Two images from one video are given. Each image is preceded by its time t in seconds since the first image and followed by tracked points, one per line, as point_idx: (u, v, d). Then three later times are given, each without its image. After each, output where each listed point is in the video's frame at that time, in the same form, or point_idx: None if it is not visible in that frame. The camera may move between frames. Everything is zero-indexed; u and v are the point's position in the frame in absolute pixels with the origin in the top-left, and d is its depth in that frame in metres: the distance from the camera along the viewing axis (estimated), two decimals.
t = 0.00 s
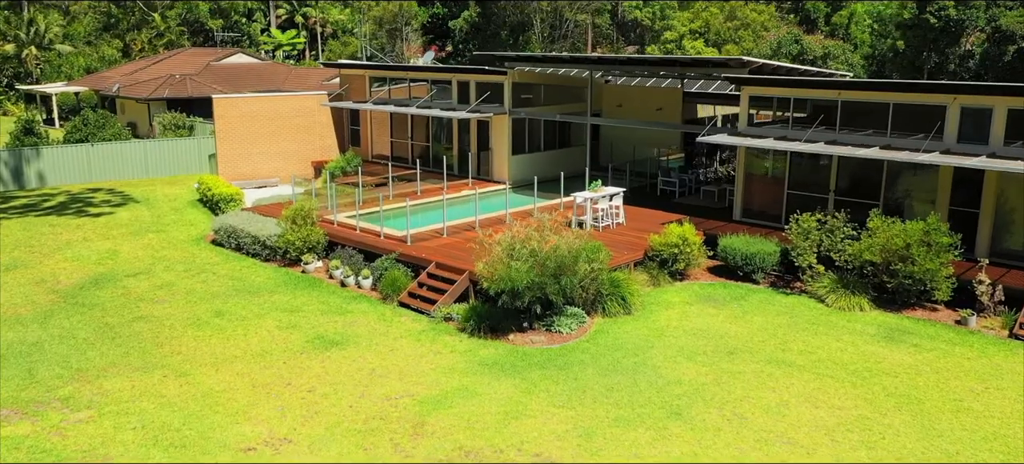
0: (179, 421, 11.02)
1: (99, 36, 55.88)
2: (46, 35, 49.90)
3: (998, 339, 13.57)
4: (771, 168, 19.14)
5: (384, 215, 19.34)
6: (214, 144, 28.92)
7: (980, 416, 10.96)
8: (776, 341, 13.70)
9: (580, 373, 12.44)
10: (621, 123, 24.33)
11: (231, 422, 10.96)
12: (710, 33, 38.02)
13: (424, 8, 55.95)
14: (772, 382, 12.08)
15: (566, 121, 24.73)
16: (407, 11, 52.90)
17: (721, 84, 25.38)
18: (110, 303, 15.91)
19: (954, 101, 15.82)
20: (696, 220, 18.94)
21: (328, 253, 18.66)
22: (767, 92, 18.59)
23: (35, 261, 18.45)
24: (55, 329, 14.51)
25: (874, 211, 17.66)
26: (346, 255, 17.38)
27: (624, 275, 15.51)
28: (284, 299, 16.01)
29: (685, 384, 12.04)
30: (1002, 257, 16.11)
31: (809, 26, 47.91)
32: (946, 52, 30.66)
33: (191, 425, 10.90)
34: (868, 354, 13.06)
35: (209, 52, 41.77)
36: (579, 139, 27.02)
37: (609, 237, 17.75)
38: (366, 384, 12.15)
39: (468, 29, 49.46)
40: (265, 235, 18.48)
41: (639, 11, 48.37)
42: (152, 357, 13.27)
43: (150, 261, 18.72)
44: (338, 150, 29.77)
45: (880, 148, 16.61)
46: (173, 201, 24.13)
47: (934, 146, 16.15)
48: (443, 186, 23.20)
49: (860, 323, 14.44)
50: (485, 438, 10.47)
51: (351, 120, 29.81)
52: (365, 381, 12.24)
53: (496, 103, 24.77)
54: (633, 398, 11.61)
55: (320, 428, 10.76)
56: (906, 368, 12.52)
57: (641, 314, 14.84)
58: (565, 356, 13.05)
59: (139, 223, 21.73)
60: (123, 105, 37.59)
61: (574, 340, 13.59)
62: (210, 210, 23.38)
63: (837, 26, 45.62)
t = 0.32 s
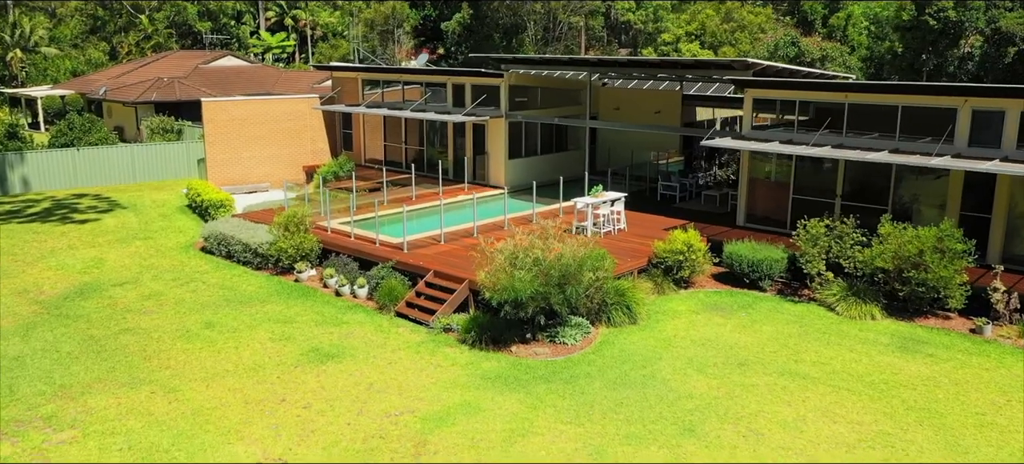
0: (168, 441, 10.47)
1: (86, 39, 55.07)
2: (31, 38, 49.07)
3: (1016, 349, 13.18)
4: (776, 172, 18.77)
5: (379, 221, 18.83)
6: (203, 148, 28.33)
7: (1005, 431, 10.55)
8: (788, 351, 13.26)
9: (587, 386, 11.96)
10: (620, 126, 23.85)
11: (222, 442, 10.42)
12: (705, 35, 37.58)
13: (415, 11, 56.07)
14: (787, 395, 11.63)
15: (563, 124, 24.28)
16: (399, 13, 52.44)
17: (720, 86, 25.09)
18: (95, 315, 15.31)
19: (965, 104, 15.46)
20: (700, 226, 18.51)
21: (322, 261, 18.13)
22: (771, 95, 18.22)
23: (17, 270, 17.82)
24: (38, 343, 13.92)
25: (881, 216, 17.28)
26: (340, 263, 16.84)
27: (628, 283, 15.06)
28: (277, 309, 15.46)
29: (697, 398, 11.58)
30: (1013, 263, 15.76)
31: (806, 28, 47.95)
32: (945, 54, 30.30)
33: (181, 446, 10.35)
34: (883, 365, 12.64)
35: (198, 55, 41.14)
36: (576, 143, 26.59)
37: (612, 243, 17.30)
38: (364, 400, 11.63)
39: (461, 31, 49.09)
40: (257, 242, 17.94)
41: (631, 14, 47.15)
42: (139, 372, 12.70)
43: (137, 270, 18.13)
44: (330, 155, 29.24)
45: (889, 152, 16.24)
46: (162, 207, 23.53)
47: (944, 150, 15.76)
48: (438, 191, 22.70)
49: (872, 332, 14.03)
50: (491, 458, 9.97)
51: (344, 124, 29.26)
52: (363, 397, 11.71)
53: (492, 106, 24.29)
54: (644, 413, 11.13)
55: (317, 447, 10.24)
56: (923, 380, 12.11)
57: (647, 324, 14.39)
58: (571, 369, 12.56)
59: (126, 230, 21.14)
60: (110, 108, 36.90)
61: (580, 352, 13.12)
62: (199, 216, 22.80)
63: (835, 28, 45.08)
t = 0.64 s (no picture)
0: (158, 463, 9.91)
1: (72, 42, 54.28)
2: (16, 41, 48.23)
3: None
4: (781, 176, 18.39)
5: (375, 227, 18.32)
6: (192, 152, 27.71)
7: None
8: (801, 362, 12.83)
9: (596, 400, 11.49)
10: (620, 129, 23.40)
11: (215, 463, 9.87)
12: (702, 37, 37.08)
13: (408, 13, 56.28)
14: (804, 409, 11.18)
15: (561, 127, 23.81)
16: (390, 15, 51.95)
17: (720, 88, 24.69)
18: (81, 326, 14.72)
19: (978, 105, 15.11)
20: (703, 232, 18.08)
21: (316, 269, 17.59)
22: (776, 97, 17.81)
23: None
24: (20, 357, 13.32)
25: (890, 221, 16.89)
26: (335, 271, 16.32)
27: (634, 291, 14.59)
28: (270, 319, 14.90)
29: (711, 412, 11.11)
30: None
31: (803, 30, 47.66)
32: (944, 56, 29.99)
33: None
34: (901, 376, 12.22)
35: (186, 58, 40.48)
36: (573, 146, 26.12)
37: (615, 250, 16.84)
38: (364, 416, 11.11)
39: (453, 33, 49.94)
40: (248, 250, 17.38)
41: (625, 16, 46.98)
42: (127, 388, 12.12)
43: (124, 278, 17.53)
44: (322, 159, 28.66)
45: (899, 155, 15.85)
46: (150, 213, 22.92)
47: (957, 153, 15.40)
48: (434, 196, 22.20)
49: (886, 341, 13.63)
50: None
51: (336, 127, 28.70)
52: (363, 413, 11.18)
53: (488, 109, 23.81)
54: (657, 429, 10.66)
55: None
56: (943, 392, 11.70)
57: (654, 334, 13.94)
58: (579, 382, 12.09)
59: (112, 236, 20.51)
60: (96, 112, 36.20)
61: (586, 363, 12.64)
62: (188, 222, 22.22)
63: (831, 30, 44.59)
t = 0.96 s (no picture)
0: None
1: (58, 45, 53.51)
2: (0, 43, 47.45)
3: None
4: (787, 179, 18.05)
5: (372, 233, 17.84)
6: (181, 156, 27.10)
7: None
8: (817, 371, 12.41)
9: (608, 414, 11.02)
10: (620, 131, 22.96)
11: None
12: (699, 39, 36.72)
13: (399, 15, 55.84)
14: (824, 421, 10.75)
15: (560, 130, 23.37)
16: (381, 17, 51.45)
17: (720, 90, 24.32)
18: (67, 338, 14.13)
19: (992, 107, 14.77)
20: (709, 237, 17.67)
21: (311, 276, 17.08)
22: (782, 99, 17.42)
23: None
24: (3, 370, 12.73)
25: (900, 225, 16.53)
26: (332, 279, 15.81)
27: (642, 299, 14.13)
28: (265, 330, 14.37)
29: (728, 425, 10.66)
30: None
31: (800, 31, 47.52)
32: (944, 58, 29.78)
33: None
34: (921, 386, 11.83)
35: (174, 60, 39.85)
36: (571, 149, 25.70)
37: (620, 256, 16.40)
38: (366, 432, 10.59)
39: (447, 35, 49.51)
40: (241, 257, 16.84)
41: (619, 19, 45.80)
42: (115, 403, 11.56)
43: (112, 287, 16.94)
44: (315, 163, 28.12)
45: (910, 158, 15.48)
46: (138, 218, 22.32)
47: (970, 155, 15.03)
48: (431, 201, 21.71)
49: (902, 349, 13.23)
50: None
51: (329, 130, 28.17)
52: (364, 429, 10.67)
53: (485, 111, 23.35)
54: (673, 444, 10.20)
55: None
56: (966, 403, 11.30)
57: (663, 342, 13.50)
58: (588, 394, 11.62)
59: (100, 243, 19.89)
60: (83, 115, 35.52)
61: (595, 374, 12.18)
62: (178, 227, 21.63)
63: (830, 32, 44.35)
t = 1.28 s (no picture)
0: None
1: (44, 47, 52.71)
2: None
3: None
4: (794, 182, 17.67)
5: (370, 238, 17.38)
6: (171, 160, 26.49)
7: None
8: (835, 381, 11.99)
9: (621, 428, 10.55)
10: (620, 134, 22.55)
11: None
12: (696, 40, 36.40)
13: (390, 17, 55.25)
14: (846, 435, 10.32)
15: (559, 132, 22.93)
16: (372, 19, 50.89)
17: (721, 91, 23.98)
18: (53, 350, 13.55)
19: (1007, 108, 14.44)
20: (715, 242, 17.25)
21: (307, 284, 16.55)
22: (790, 101, 17.03)
23: None
24: None
25: (912, 228, 16.21)
26: (329, 287, 15.29)
27: (651, 306, 13.69)
28: (260, 340, 13.83)
29: (748, 440, 10.21)
30: None
31: (799, 32, 47.27)
32: (945, 59, 29.54)
33: None
34: (943, 397, 11.42)
35: (163, 63, 39.21)
36: (569, 152, 25.27)
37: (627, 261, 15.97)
38: (368, 449, 10.09)
39: (439, 37, 49.01)
40: (234, 264, 16.30)
41: (613, 21, 44.87)
42: (104, 420, 11.01)
43: (100, 296, 16.36)
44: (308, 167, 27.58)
45: (924, 161, 15.12)
46: (127, 224, 21.72)
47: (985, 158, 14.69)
48: (429, 206, 21.23)
49: (921, 357, 12.84)
50: None
51: (322, 133, 27.63)
52: (367, 446, 10.16)
53: (484, 114, 22.88)
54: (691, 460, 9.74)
55: None
56: (992, 414, 10.90)
57: (673, 352, 13.06)
58: (600, 407, 11.15)
59: (87, 250, 19.29)
60: (70, 118, 34.85)
61: (606, 386, 11.72)
62: (168, 233, 21.06)
63: (828, 33, 44.26)
